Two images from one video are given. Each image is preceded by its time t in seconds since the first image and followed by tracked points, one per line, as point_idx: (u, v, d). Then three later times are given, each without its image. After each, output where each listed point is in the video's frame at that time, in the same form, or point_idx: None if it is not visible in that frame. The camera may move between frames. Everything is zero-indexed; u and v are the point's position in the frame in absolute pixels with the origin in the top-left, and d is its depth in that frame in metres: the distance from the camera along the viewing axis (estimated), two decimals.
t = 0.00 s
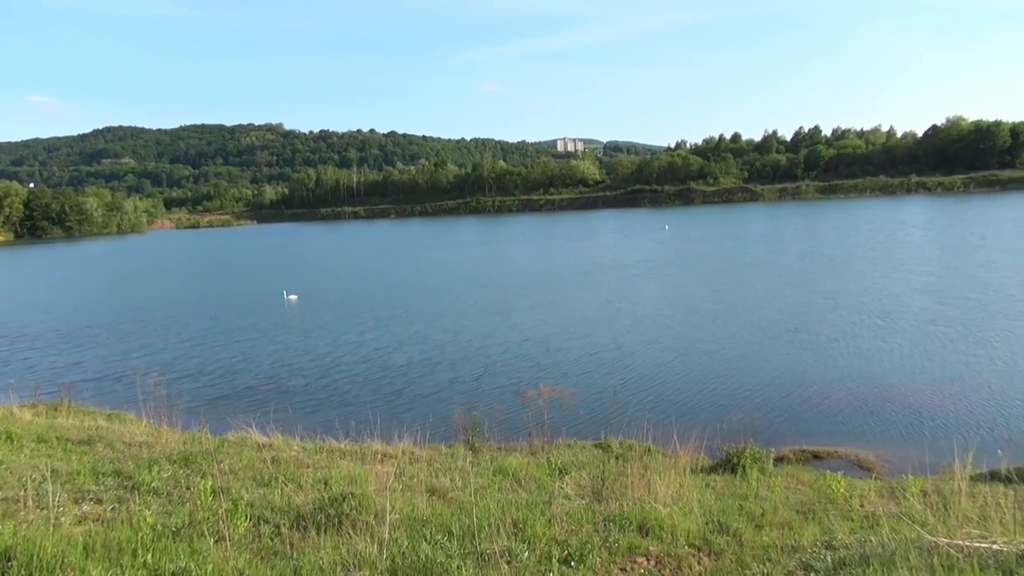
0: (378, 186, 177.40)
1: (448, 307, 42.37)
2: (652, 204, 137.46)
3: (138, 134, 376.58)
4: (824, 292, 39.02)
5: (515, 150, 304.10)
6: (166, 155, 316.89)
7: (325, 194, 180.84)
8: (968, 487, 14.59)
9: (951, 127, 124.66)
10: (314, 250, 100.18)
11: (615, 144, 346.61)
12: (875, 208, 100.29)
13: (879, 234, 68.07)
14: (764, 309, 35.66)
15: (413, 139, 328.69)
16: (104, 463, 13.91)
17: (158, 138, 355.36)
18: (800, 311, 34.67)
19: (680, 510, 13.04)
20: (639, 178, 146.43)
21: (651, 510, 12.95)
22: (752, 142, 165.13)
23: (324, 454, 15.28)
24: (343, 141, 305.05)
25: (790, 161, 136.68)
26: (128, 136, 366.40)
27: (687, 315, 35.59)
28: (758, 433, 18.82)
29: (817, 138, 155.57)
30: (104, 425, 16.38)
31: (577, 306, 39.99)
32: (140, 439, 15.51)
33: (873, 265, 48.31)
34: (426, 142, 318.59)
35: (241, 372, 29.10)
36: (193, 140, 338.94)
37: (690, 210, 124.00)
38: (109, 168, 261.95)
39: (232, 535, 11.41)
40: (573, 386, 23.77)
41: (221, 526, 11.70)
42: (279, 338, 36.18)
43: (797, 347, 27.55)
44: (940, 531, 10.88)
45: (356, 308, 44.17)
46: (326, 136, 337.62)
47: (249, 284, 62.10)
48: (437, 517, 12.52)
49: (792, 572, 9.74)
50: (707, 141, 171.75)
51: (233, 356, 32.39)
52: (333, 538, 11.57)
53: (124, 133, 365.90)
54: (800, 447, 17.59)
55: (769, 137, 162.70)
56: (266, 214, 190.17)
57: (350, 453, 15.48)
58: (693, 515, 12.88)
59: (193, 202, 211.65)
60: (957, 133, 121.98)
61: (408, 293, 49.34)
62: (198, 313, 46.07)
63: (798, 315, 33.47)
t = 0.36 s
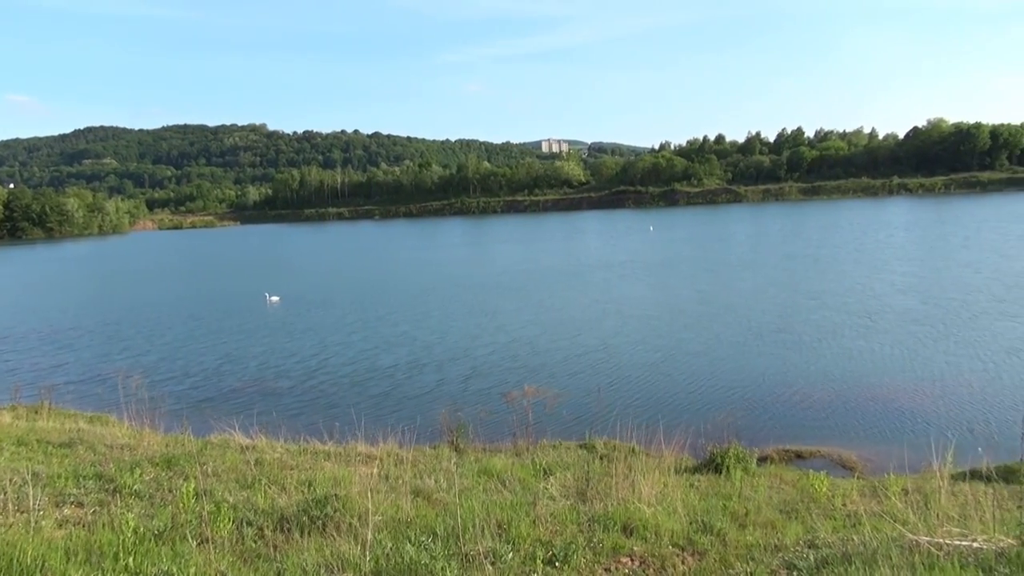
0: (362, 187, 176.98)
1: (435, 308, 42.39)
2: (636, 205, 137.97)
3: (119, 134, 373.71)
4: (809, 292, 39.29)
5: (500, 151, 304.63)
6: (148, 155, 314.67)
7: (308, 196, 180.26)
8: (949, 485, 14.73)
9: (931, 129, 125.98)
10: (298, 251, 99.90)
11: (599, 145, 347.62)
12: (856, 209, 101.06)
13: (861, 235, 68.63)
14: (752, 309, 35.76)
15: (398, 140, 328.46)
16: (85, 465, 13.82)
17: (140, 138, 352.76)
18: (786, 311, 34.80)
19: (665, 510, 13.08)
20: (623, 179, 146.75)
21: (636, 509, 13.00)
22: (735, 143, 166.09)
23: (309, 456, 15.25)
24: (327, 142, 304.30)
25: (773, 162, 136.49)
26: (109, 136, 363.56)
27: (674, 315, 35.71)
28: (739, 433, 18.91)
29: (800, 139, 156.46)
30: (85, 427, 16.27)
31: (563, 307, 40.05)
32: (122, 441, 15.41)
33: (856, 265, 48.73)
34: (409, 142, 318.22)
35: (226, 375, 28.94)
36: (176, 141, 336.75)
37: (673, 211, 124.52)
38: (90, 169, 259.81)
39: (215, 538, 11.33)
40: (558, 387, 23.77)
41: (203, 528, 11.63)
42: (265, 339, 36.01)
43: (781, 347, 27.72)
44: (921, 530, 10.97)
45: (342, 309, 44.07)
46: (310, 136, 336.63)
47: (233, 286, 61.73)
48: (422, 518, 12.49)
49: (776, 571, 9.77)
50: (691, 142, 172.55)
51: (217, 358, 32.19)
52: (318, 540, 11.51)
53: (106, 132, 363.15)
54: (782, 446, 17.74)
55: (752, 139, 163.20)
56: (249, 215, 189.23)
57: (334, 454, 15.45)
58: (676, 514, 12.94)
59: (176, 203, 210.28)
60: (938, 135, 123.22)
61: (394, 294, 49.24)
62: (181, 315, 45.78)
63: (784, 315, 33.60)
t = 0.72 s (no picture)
0: (349, 188, 176.57)
1: (424, 309, 42.38)
2: (623, 206, 138.28)
3: (104, 134, 371.13)
4: (797, 293, 39.50)
5: (487, 152, 304.83)
6: (133, 155, 312.68)
7: (295, 196, 179.72)
8: (933, 485, 14.84)
9: (917, 131, 126.90)
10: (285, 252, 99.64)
11: (586, 146, 348.50)
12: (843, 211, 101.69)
13: (847, 237, 69.12)
14: (741, 310, 35.90)
15: (385, 141, 328.07)
16: (69, 468, 13.72)
17: (125, 139, 350.23)
18: (775, 312, 34.97)
19: (651, 510, 13.12)
20: (611, 181, 146.73)
21: (622, 510, 13.02)
22: (722, 145, 166.82)
23: (295, 458, 15.21)
24: (314, 143, 303.64)
25: (759, 164, 137.00)
26: (94, 137, 361.21)
27: (663, 316, 35.81)
28: (726, 433, 19.00)
29: (786, 141, 157.28)
30: (69, 430, 16.14)
31: (552, 309, 40.09)
32: (106, 444, 15.30)
33: (844, 267, 49.07)
34: (396, 144, 317.84)
35: (214, 377, 28.78)
36: (161, 141, 334.91)
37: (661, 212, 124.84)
38: (74, 169, 257.84)
39: (201, 541, 11.25)
40: (547, 388, 23.79)
41: (189, 531, 11.56)
42: (253, 341, 35.87)
43: (770, 347, 27.86)
44: (905, 529, 11.05)
45: (330, 310, 43.98)
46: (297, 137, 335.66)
47: (220, 287, 61.41)
48: (409, 520, 12.47)
49: (762, 571, 9.80)
50: (679, 144, 172.96)
51: (205, 360, 32.01)
52: (304, 542, 11.46)
53: (91, 132, 360.55)
54: (768, 447, 17.84)
55: (739, 141, 163.86)
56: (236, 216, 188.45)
57: (320, 456, 15.40)
58: (663, 515, 12.98)
59: (162, 203, 209.04)
60: (923, 137, 124.17)
61: (384, 295, 49.15)
62: (167, 316, 45.52)
63: (773, 316, 33.78)
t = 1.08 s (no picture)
0: (336, 189, 176.21)
1: (414, 310, 42.32)
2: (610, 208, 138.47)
3: (89, 134, 368.30)
4: (785, 294, 39.71)
5: (474, 154, 304.97)
6: (118, 156, 310.58)
7: (282, 197, 179.07)
8: (917, 485, 14.91)
9: (901, 133, 127.88)
10: (271, 253, 99.19)
11: (573, 148, 348.91)
12: (828, 212, 102.26)
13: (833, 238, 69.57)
14: (729, 311, 36.03)
15: (372, 142, 327.59)
16: (52, 471, 13.62)
17: (109, 138, 347.80)
18: (762, 312, 35.15)
19: (637, 511, 13.15)
20: (598, 182, 146.96)
21: (609, 511, 13.04)
22: (709, 146, 167.53)
23: (281, 460, 15.17)
24: (301, 145, 302.81)
25: (746, 165, 137.72)
26: (79, 137, 358.52)
27: (652, 317, 35.93)
28: (713, 434, 19.07)
29: (771, 143, 158.04)
30: (53, 433, 16.04)
31: (541, 310, 40.16)
32: (90, 446, 15.22)
33: (832, 267, 49.40)
34: (383, 145, 317.50)
35: (202, 379, 28.62)
36: (147, 142, 332.86)
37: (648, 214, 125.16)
38: (58, 169, 255.72)
39: (187, 543, 11.19)
40: (534, 389, 23.81)
41: (173, 533, 11.45)
42: (240, 343, 35.72)
43: (757, 348, 28.00)
44: (890, 529, 11.10)
45: (318, 312, 43.86)
46: (283, 138, 334.56)
47: (207, 289, 61.07)
48: (396, 521, 12.44)
49: (748, 571, 9.83)
50: (665, 145, 173.68)
51: (193, 362, 31.82)
52: (290, 544, 11.41)
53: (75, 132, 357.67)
54: (754, 447, 17.94)
55: (725, 143, 164.68)
56: (222, 217, 187.58)
57: (306, 458, 15.36)
58: (649, 516, 13.01)
59: (147, 204, 207.77)
60: (908, 139, 125.13)
61: (373, 297, 49.01)
62: (152, 318, 45.20)
63: (761, 317, 33.95)
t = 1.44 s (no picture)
0: (324, 189, 175.88)
1: (404, 311, 42.30)
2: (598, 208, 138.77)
3: (74, 134, 365.82)
4: (773, 295, 39.88)
5: (462, 154, 305.05)
6: (104, 156, 308.62)
7: (269, 198, 178.59)
8: (902, 484, 15.00)
9: (887, 134, 128.76)
10: (258, 254, 98.90)
11: (559, 149, 350.62)
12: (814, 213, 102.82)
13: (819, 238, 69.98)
14: (718, 311, 36.14)
15: (360, 142, 327.02)
16: (36, 473, 13.53)
17: (95, 139, 345.56)
18: (752, 312, 35.27)
19: (625, 511, 13.17)
20: (586, 182, 147.19)
21: (596, 511, 13.04)
22: (696, 147, 168.11)
23: (268, 461, 15.13)
24: (288, 145, 301.99)
25: (733, 166, 138.12)
26: (64, 137, 356.00)
27: (641, 318, 35.98)
28: (700, 434, 19.14)
29: (758, 144, 158.48)
30: (38, 435, 15.95)
31: (531, 310, 40.19)
32: (75, 449, 15.13)
33: (820, 267, 49.71)
34: (371, 145, 317.03)
35: (191, 381, 28.47)
36: (132, 143, 330.97)
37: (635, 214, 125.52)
38: (42, 170, 253.76)
39: (171, 545, 11.12)
40: (522, 390, 23.82)
41: (158, 535, 11.39)
42: (229, 344, 35.60)
43: (746, 348, 28.09)
44: (876, 528, 11.18)
45: (306, 313, 43.77)
46: (271, 138, 333.49)
47: (195, 290, 60.79)
48: (382, 523, 12.41)
49: (734, 571, 9.85)
50: (653, 146, 174.19)
51: (181, 364, 31.66)
52: (276, 546, 11.36)
53: (60, 131, 355.26)
54: (741, 447, 18.03)
55: (712, 143, 165.29)
56: (208, 217, 186.79)
57: (294, 460, 15.32)
58: (638, 516, 13.03)
59: (133, 205, 206.61)
60: (893, 140, 126.03)
61: (362, 298, 48.92)
62: (138, 319, 44.99)
63: (750, 317, 34.08)
